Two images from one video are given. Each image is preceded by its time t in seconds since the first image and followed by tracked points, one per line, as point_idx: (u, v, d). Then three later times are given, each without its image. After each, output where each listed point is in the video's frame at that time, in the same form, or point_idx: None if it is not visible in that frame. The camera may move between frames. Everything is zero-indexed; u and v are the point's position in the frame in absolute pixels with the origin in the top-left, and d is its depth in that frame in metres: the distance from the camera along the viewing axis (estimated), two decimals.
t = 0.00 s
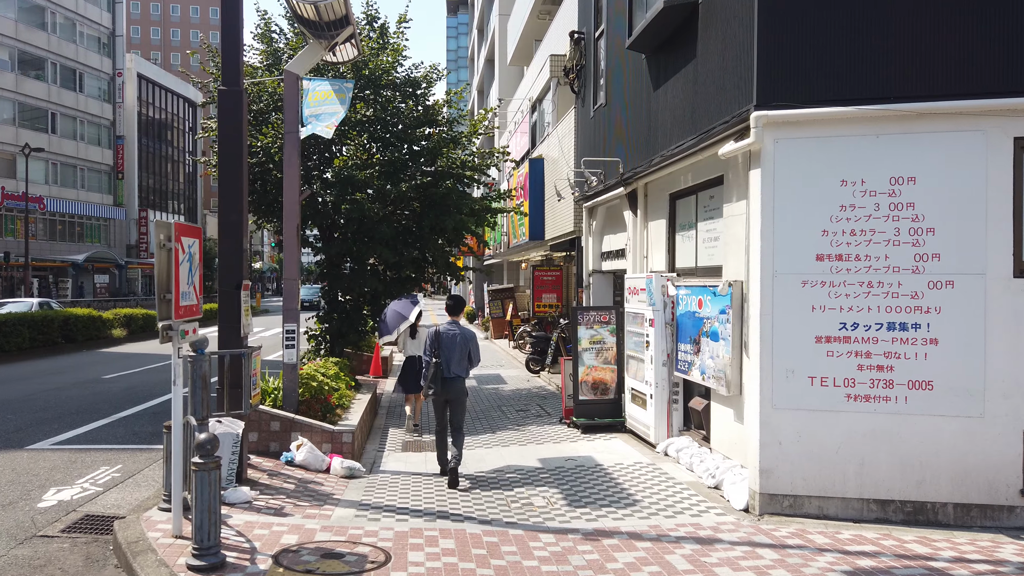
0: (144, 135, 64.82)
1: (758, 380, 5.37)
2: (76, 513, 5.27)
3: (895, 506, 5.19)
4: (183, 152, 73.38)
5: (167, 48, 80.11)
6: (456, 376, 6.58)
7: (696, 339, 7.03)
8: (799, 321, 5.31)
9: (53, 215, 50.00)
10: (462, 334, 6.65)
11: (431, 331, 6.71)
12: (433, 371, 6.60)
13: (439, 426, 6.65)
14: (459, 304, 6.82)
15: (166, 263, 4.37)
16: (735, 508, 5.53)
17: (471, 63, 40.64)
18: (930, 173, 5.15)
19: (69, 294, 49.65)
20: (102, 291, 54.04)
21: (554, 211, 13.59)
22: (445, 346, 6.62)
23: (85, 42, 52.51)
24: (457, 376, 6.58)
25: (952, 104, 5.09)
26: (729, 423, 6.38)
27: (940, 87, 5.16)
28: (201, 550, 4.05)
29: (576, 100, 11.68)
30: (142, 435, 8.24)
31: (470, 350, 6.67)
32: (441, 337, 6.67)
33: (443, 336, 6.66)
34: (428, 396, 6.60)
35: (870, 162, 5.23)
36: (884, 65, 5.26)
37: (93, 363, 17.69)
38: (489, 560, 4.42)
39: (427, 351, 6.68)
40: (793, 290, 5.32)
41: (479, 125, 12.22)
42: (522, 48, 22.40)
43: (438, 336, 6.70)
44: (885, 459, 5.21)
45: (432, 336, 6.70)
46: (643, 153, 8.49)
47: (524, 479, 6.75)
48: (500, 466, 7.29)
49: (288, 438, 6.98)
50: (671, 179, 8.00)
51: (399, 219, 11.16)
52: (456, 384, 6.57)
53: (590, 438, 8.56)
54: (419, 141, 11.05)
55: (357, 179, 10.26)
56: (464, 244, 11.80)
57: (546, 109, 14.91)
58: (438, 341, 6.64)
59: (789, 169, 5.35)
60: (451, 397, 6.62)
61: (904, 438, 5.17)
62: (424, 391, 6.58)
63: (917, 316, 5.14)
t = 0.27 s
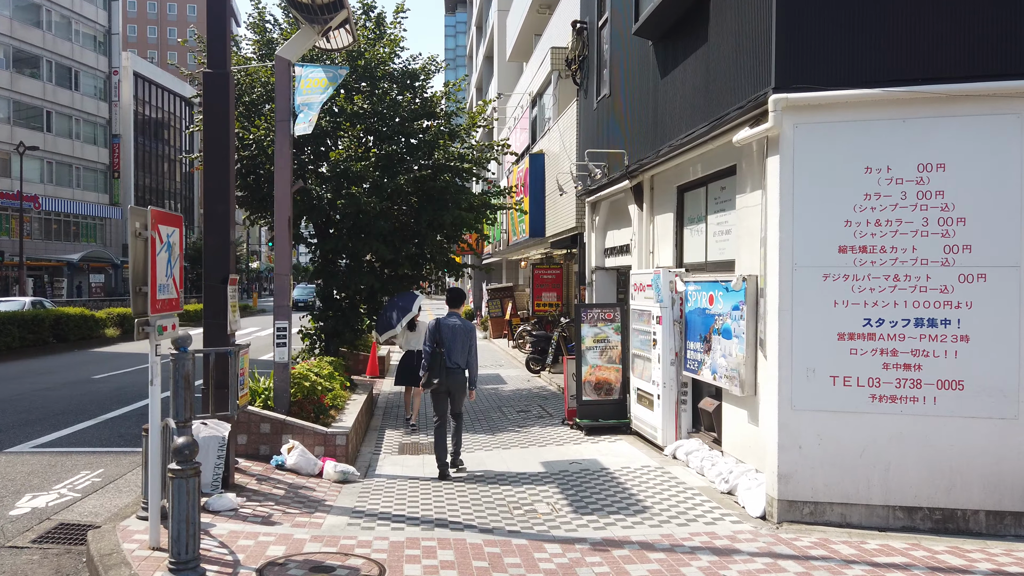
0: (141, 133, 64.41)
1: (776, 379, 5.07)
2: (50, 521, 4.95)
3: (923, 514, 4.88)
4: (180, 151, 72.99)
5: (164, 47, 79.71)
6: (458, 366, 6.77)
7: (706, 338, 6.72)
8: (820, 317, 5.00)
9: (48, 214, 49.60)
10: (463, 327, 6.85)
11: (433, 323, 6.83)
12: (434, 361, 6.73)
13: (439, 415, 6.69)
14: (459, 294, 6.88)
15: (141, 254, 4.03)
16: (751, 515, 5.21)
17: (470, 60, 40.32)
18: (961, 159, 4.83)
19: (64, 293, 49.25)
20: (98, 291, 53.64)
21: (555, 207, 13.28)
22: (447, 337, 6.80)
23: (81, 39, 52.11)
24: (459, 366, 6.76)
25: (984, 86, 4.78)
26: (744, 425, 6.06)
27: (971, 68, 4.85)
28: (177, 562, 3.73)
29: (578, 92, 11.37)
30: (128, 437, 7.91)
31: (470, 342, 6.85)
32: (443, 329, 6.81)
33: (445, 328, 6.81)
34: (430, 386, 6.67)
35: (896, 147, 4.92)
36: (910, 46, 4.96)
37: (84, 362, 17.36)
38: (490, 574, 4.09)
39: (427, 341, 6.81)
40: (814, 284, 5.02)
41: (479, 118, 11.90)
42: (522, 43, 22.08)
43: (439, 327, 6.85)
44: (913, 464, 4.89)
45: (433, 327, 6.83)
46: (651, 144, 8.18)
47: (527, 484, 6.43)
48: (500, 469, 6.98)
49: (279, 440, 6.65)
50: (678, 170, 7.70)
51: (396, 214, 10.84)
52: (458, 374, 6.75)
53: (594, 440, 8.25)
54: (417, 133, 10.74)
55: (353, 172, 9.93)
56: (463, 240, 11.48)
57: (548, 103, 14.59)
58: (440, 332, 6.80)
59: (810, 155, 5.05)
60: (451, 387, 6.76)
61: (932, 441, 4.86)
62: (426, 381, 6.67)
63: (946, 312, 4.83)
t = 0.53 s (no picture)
0: (136, 132, 63.97)
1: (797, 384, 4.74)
2: (17, 537, 4.60)
3: (955, 528, 4.55)
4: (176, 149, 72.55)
5: (160, 45, 79.24)
6: (458, 373, 6.47)
7: (718, 338, 6.38)
8: (845, 317, 4.68)
9: (42, 213, 49.18)
10: (464, 333, 6.49)
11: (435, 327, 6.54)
12: (434, 367, 6.45)
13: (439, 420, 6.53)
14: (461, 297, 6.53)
15: (108, 247, 3.65)
16: (770, 530, 4.88)
17: (468, 58, 39.95)
18: (997, 148, 4.50)
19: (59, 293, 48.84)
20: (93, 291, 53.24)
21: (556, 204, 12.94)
22: (449, 342, 6.48)
23: (75, 37, 51.66)
24: (459, 372, 6.46)
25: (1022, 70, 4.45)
26: (759, 431, 5.73)
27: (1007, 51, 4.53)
28: None
29: (580, 85, 11.04)
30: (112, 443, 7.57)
31: (471, 347, 6.49)
32: (444, 334, 6.50)
33: (447, 333, 6.50)
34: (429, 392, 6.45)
35: (927, 136, 4.59)
36: (941, 28, 4.64)
37: (75, 363, 16.99)
38: None
39: (428, 346, 6.51)
40: (837, 282, 4.69)
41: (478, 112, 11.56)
42: (520, 39, 21.73)
43: (441, 331, 6.55)
44: (944, 475, 4.56)
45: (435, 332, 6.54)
46: (658, 137, 7.85)
47: (529, 493, 6.10)
48: (501, 477, 6.64)
49: (268, 447, 6.30)
50: (686, 163, 7.38)
51: (392, 211, 10.50)
52: (458, 381, 6.47)
53: (598, 445, 7.92)
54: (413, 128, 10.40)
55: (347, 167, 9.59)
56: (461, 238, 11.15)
57: (548, 98, 14.25)
58: (441, 336, 6.48)
59: (833, 144, 4.72)
60: (452, 392, 6.50)
61: (965, 451, 4.53)
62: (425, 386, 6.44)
63: (981, 312, 4.50)
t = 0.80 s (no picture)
0: (132, 130, 63.49)
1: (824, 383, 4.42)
2: None
3: (995, 539, 4.22)
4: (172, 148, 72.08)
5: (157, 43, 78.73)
6: (463, 364, 6.76)
7: (733, 336, 6.05)
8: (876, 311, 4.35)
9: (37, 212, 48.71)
10: (468, 326, 6.84)
11: (438, 323, 6.86)
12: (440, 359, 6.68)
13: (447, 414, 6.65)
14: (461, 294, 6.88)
15: (75, 234, 3.32)
16: (794, 540, 4.55)
17: (466, 54, 39.54)
18: None
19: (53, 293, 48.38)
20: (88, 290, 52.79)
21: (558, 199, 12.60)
22: (452, 336, 6.81)
23: (71, 34, 51.16)
24: (464, 364, 6.75)
25: None
26: (779, 434, 5.40)
27: None
28: None
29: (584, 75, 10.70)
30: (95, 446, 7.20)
31: (474, 340, 6.86)
32: (448, 328, 6.83)
33: (449, 327, 6.83)
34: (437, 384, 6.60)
35: (965, 116, 4.26)
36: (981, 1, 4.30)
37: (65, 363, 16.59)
38: None
39: (432, 341, 6.78)
40: (868, 273, 4.37)
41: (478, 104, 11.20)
42: (521, 33, 21.35)
43: (443, 327, 6.88)
44: (984, 482, 4.23)
45: (438, 327, 6.85)
46: (667, 125, 7.52)
47: (534, 499, 5.76)
48: (504, 482, 6.30)
49: (258, 451, 5.95)
50: (698, 152, 7.04)
51: (390, 205, 10.16)
52: (464, 372, 6.72)
53: (605, 447, 7.58)
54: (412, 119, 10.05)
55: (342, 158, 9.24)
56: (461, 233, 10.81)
57: (550, 90, 13.90)
58: (445, 331, 6.81)
59: (862, 125, 4.39)
60: (457, 384, 6.70)
61: (1007, 456, 4.19)
62: (433, 379, 6.61)
63: None
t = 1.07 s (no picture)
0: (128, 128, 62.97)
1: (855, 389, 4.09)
2: None
3: None
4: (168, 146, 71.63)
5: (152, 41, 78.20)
6: (464, 366, 6.60)
7: (750, 338, 5.72)
8: (913, 311, 4.02)
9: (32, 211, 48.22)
10: (467, 327, 6.62)
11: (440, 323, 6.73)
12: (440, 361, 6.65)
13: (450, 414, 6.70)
14: (463, 294, 6.65)
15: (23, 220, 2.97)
16: (821, 559, 4.22)
17: (464, 51, 39.16)
18: None
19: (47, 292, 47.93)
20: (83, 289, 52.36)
21: (560, 196, 12.27)
22: (452, 337, 6.63)
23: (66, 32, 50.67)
24: (465, 366, 6.58)
25: None
26: (801, 442, 5.07)
27: None
28: None
29: (588, 68, 10.36)
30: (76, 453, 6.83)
31: (476, 341, 6.62)
32: (448, 329, 6.67)
33: (450, 328, 6.65)
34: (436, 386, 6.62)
35: (1010, 100, 3.93)
36: None
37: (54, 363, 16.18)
38: None
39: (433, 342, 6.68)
40: (903, 271, 4.04)
41: (479, 96, 10.86)
42: (521, 28, 20.98)
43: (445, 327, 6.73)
44: None
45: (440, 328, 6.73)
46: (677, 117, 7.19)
47: (539, 512, 5.42)
48: (507, 492, 5.96)
49: (246, 460, 5.61)
50: (710, 145, 6.72)
51: (387, 202, 9.83)
52: (464, 375, 6.58)
53: (612, 453, 7.25)
54: (411, 113, 9.72)
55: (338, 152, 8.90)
56: (462, 231, 10.48)
57: (551, 85, 13.55)
58: (446, 332, 6.65)
59: (897, 111, 4.06)
60: (459, 386, 6.64)
61: None
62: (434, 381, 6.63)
63: None
